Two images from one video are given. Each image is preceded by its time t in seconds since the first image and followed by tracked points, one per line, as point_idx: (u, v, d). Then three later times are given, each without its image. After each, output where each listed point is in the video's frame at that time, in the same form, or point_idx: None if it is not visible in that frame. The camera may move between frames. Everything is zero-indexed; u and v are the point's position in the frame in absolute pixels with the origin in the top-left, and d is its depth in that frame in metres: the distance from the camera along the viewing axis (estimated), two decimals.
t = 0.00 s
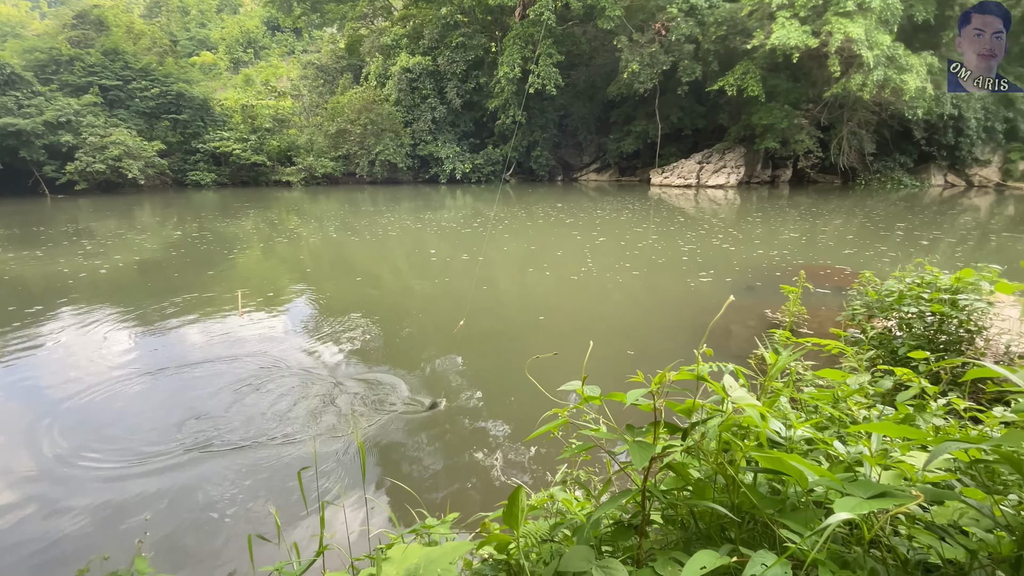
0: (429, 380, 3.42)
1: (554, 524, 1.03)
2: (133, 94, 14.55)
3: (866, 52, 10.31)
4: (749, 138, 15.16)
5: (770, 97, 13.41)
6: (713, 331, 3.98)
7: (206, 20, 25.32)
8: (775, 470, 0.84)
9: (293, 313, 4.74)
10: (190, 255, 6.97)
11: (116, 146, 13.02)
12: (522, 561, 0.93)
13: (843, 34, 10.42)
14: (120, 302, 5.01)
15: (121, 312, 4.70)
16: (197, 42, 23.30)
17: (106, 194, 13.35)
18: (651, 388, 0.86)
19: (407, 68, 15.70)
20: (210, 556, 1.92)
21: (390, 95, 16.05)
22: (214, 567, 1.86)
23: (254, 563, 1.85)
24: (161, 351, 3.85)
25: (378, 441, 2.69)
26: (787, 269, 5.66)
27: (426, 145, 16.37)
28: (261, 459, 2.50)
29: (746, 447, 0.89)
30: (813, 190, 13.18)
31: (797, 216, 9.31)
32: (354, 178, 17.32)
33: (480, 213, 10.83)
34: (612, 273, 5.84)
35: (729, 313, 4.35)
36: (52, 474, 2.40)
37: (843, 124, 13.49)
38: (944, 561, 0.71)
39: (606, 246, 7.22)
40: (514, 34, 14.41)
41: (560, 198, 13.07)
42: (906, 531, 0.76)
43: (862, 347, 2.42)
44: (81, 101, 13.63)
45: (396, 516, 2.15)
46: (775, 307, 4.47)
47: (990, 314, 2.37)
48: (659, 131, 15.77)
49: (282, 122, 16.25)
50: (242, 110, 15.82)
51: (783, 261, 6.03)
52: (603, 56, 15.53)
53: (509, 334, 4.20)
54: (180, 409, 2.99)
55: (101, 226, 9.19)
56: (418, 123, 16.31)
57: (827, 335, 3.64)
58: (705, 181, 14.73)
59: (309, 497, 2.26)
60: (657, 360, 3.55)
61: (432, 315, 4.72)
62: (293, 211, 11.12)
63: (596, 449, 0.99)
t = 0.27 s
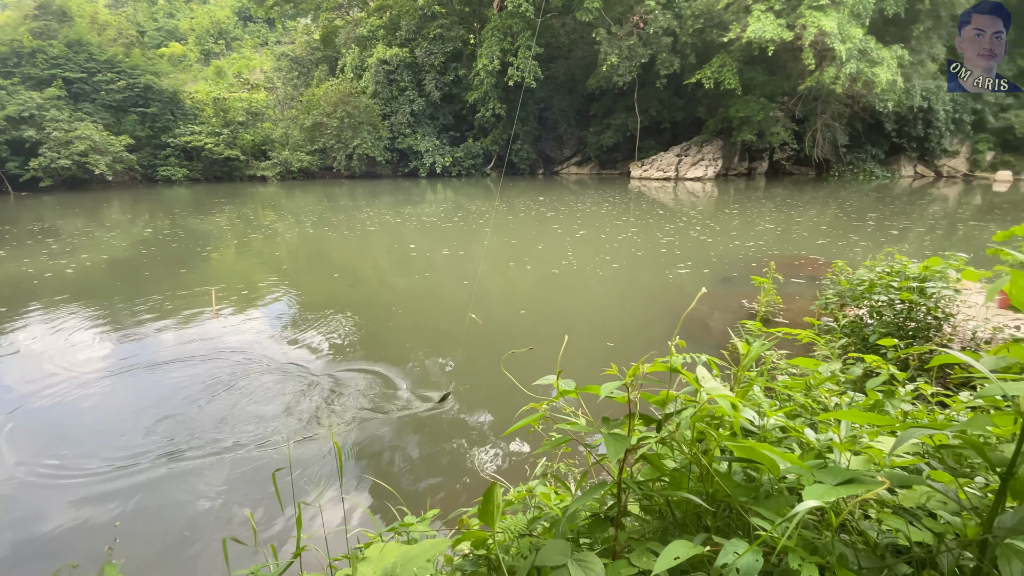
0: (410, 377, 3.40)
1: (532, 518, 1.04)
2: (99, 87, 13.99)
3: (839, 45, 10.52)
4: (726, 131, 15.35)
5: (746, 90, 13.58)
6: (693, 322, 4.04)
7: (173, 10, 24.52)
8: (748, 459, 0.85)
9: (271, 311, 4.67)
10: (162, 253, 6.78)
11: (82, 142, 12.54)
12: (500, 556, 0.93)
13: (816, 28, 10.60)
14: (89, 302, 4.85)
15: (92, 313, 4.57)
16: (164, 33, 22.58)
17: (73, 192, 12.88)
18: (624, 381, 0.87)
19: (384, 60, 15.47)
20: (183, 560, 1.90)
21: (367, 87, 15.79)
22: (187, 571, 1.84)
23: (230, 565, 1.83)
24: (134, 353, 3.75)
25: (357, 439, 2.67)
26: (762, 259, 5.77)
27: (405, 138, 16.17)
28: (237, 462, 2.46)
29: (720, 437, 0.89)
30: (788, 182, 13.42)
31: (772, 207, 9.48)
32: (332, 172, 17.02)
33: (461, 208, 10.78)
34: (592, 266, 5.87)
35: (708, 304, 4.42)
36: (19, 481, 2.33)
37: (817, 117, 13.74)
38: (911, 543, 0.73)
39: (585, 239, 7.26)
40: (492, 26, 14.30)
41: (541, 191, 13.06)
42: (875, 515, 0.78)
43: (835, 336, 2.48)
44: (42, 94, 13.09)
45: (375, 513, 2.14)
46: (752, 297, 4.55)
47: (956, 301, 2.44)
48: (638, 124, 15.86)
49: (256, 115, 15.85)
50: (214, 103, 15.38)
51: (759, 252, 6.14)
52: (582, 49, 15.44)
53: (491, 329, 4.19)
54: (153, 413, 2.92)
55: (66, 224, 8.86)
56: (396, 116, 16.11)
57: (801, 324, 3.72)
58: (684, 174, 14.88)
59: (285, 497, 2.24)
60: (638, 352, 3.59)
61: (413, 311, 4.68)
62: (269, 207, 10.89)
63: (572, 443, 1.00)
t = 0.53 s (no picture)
0: (392, 374, 3.38)
1: (510, 512, 1.04)
2: (65, 81, 13.44)
3: (814, 38, 10.69)
4: (706, 124, 15.49)
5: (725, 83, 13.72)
6: (674, 314, 4.09)
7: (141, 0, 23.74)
8: (722, 448, 0.86)
9: (252, 309, 4.63)
10: (135, 252, 6.60)
11: (49, 138, 12.09)
12: (478, 551, 0.93)
13: (793, 21, 10.75)
14: (60, 303, 4.72)
15: (65, 313, 4.48)
16: (133, 24, 21.88)
17: (40, 189, 12.42)
18: (599, 374, 0.87)
19: (362, 52, 15.22)
20: (157, 567, 1.90)
21: (345, 80, 15.50)
22: None
23: (205, 570, 1.83)
24: (109, 355, 3.71)
25: (336, 440, 2.67)
26: (741, 250, 5.86)
27: (385, 132, 15.97)
28: (212, 467, 2.47)
29: (694, 427, 0.90)
30: (766, 174, 13.62)
31: (751, 199, 9.61)
32: (311, 167, 16.73)
33: (443, 202, 10.71)
34: (573, 260, 5.89)
35: (689, 296, 4.48)
36: None
37: (794, 110, 13.94)
38: (880, 526, 0.74)
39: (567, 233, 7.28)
40: (472, 18, 14.18)
41: (523, 185, 13.03)
42: (845, 500, 0.79)
43: (810, 325, 2.53)
44: (4, 87, 12.56)
45: (355, 512, 2.14)
46: (731, 287, 4.62)
47: (926, 289, 2.51)
48: (619, 117, 15.92)
49: (231, 109, 15.47)
50: (187, 97, 14.96)
51: (737, 243, 6.24)
52: (563, 41, 15.31)
53: (473, 323, 4.19)
54: (128, 419, 2.91)
55: (33, 223, 8.55)
56: (376, 109, 15.87)
57: (777, 314, 3.79)
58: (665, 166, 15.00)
59: (261, 500, 2.25)
60: (619, 344, 3.63)
61: (394, 307, 4.65)
62: (246, 203, 10.67)
63: (548, 436, 1.00)
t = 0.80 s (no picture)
0: (374, 372, 3.36)
1: (489, 507, 1.05)
2: (30, 74, 12.82)
3: (790, 34, 10.84)
4: (685, 119, 15.63)
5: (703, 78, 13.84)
6: (655, 308, 4.14)
7: None
8: (696, 439, 0.87)
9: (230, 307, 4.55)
10: (106, 251, 6.40)
11: (12, 134, 11.62)
12: (457, 548, 0.93)
13: (769, 17, 10.87)
14: (27, 305, 4.56)
15: (34, 314, 4.34)
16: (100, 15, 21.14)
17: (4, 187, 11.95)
18: (575, 368, 0.87)
19: (339, 45, 14.95)
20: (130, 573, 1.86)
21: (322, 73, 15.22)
22: None
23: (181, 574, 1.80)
24: (80, 354, 3.63)
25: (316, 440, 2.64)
26: (719, 244, 5.94)
27: (364, 127, 15.75)
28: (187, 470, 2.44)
29: (670, 418, 0.91)
30: (744, 169, 13.81)
31: (730, 192, 9.74)
32: (288, 162, 16.43)
33: (424, 197, 10.62)
34: (555, 254, 5.91)
35: (668, 289, 4.53)
36: None
37: (770, 105, 14.14)
38: (848, 511, 0.76)
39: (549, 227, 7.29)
40: (451, 11, 14.03)
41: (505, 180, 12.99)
42: (815, 486, 0.81)
43: (785, 316, 2.58)
44: None
45: (334, 511, 2.13)
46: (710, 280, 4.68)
47: (896, 279, 2.57)
48: (600, 111, 15.96)
49: (204, 103, 15.06)
50: (157, 90, 14.52)
51: (716, 236, 6.32)
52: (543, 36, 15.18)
53: (454, 319, 4.18)
54: (100, 422, 2.85)
55: None
56: (354, 103, 15.62)
57: (754, 306, 3.86)
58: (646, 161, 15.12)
59: (239, 503, 2.21)
60: (600, 338, 3.66)
61: (375, 303, 4.61)
62: (222, 199, 10.42)
63: (526, 432, 1.00)
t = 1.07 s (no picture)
0: (355, 371, 3.34)
1: (468, 506, 1.05)
2: None
3: (768, 33, 11.01)
4: (666, 116, 15.76)
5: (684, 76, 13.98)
6: (635, 304, 4.19)
7: None
8: (672, 434, 0.87)
9: (207, 306, 4.46)
10: (78, 250, 6.22)
11: None
12: (437, 547, 0.93)
13: (747, 16, 11.03)
14: None
15: None
16: (67, 5, 20.43)
17: None
18: (551, 366, 0.87)
19: (318, 39, 14.72)
20: None
21: (300, 68, 14.96)
22: None
23: None
24: (50, 355, 3.54)
25: (295, 441, 2.61)
26: (698, 240, 6.02)
27: (344, 122, 15.54)
28: (160, 473, 2.40)
29: (645, 413, 0.91)
30: (724, 165, 14.00)
31: (710, 189, 9.87)
32: (267, 158, 16.13)
33: (407, 193, 10.55)
34: (538, 251, 5.91)
35: (648, 286, 4.58)
36: None
37: (749, 102, 14.34)
38: (818, 502, 0.78)
39: (531, 224, 7.30)
40: (432, 5, 13.92)
41: (488, 176, 12.95)
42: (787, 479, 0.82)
43: (761, 311, 2.63)
44: None
45: (312, 512, 2.11)
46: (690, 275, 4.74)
47: (867, 274, 2.63)
48: (583, 108, 16.01)
49: (178, 97, 14.67)
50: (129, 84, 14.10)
51: (696, 232, 6.40)
52: (525, 32, 15.08)
53: (437, 317, 4.17)
54: (70, 425, 2.79)
55: None
56: (334, 98, 15.40)
57: (732, 301, 3.92)
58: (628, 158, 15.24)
59: (214, 508, 2.18)
60: (581, 335, 3.69)
61: (356, 301, 4.57)
62: (199, 196, 10.19)
63: (503, 431, 1.00)
